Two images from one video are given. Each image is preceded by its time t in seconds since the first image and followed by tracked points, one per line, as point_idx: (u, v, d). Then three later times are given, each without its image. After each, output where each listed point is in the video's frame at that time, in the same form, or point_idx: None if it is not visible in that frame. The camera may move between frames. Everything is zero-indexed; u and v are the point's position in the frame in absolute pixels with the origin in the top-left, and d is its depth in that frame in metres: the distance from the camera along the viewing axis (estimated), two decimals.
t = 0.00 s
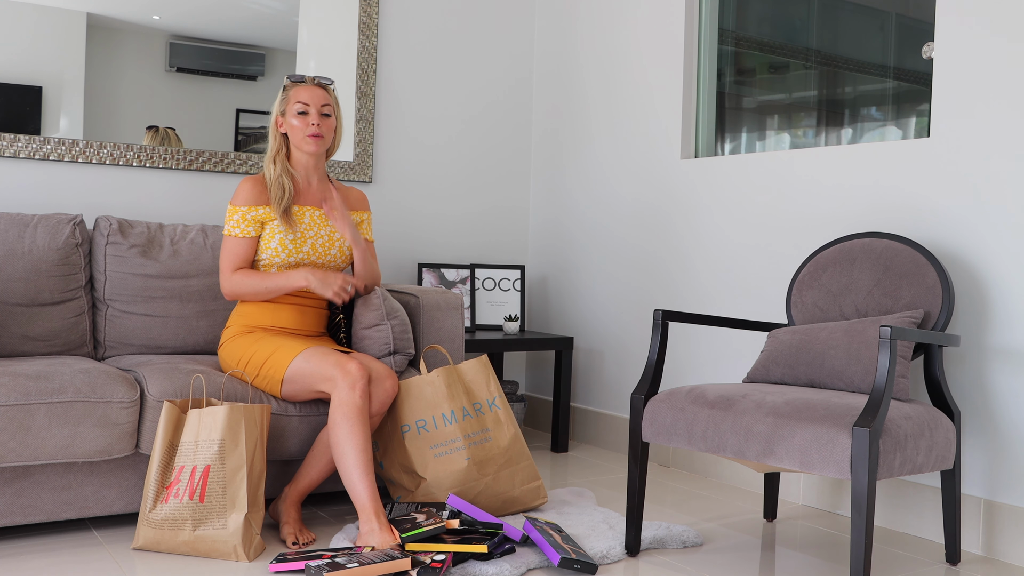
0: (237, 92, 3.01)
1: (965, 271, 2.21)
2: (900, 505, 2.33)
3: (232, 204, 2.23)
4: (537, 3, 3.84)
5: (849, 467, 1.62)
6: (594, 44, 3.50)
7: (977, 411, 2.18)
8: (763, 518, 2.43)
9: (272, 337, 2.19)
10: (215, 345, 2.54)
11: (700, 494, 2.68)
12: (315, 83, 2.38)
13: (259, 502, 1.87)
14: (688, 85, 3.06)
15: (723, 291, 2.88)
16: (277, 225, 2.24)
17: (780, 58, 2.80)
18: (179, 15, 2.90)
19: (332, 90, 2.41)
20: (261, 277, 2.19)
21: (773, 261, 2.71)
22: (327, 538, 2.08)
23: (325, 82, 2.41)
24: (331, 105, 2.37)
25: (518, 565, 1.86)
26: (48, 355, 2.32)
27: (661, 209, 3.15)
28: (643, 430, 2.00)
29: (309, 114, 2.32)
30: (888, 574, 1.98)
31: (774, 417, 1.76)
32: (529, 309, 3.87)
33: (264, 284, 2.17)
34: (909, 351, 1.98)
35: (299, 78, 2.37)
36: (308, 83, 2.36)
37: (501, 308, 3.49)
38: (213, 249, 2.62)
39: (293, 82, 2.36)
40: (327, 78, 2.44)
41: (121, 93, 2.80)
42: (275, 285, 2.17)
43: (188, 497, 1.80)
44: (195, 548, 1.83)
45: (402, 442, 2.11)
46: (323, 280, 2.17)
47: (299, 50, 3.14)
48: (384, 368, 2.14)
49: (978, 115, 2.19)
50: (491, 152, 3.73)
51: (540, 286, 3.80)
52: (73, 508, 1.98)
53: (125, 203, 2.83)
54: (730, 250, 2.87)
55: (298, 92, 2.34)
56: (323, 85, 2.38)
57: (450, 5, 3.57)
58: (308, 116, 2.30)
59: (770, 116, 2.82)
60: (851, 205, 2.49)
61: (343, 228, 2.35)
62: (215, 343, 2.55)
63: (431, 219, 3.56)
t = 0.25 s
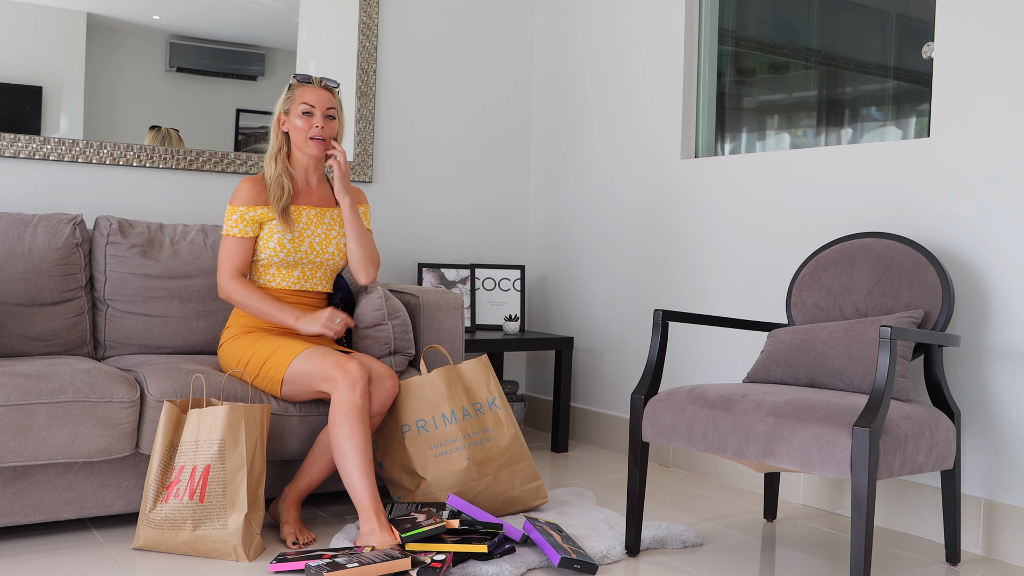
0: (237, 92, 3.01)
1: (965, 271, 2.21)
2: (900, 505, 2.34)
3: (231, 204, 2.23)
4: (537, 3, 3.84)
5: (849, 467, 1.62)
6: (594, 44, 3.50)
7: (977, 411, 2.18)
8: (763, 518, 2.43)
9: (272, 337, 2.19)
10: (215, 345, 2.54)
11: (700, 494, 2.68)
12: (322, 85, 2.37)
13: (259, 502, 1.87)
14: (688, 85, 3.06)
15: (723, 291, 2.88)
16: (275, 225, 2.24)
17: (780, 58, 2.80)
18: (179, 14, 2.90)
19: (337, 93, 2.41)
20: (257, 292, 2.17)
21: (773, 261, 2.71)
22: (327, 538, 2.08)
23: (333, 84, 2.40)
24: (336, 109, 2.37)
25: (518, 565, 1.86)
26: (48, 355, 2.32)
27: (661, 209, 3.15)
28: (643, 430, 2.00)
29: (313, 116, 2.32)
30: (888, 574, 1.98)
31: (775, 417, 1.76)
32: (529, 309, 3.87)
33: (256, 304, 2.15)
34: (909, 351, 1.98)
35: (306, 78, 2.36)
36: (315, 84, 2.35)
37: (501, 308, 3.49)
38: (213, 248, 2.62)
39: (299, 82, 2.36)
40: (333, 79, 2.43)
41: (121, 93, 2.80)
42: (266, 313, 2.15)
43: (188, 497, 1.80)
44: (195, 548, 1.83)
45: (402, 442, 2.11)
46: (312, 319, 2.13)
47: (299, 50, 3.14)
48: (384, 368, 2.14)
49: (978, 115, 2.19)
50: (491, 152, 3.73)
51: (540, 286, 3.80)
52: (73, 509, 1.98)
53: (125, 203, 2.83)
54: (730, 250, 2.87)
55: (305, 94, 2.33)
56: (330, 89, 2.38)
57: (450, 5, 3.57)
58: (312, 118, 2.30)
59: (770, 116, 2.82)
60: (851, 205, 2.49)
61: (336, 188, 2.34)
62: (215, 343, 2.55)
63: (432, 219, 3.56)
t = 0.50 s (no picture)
0: (237, 92, 3.01)
1: (965, 271, 2.21)
2: (900, 504, 2.34)
3: (229, 204, 2.25)
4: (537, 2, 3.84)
5: (849, 466, 1.62)
6: (594, 44, 3.50)
7: (977, 411, 2.18)
8: (763, 518, 2.43)
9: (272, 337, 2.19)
10: (215, 345, 2.54)
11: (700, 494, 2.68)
12: (321, 85, 2.36)
13: (259, 502, 1.87)
14: (688, 85, 3.06)
15: (723, 291, 2.88)
16: (273, 225, 2.25)
17: (780, 58, 2.80)
18: (179, 14, 2.90)
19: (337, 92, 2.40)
20: (256, 296, 2.19)
21: (773, 261, 2.71)
22: (327, 538, 2.08)
23: (333, 84, 2.39)
24: (334, 109, 2.37)
25: (518, 565, 1.86)
26: (48, 355, 2.32)
27: (661, 208, 3.15)
28: (643, 430, 2.00)
29: (311, 116, 2.32)
30: (888, 574, 1.98)
31: (775, 417, 1.76)
32: (529, 309, 3.87)
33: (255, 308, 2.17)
34: (909, 351, 1.98)
35: (306, 78, 2.35)
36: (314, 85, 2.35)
37: (501, 308, 3.49)
38: (213, 248, 2.62)
39: (299, 81, 2.35)
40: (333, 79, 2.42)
41: (121, 93, 2.80)
42: (262, 320, 2.17)
43: (188, 497, 1.80)
44: (195, 548, 1.83)
45: (402, 442, 2.11)
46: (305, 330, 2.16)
47: (299, 50, 3.14)
48: (384, 368, 2.14)
49: (978, 115, 2.19)
50: (491, 152, 3.73)
51: (540, 286, 3.80)
52: (73, 508, 1.98)
53: (125, 203, 2.83)
54: (730, 250, 2.87)
55: (303, 94, 2.32)
56: (330, 89, 2.37)
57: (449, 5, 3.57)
58: (310, 118, 2.30)
59: (770, 117, 2.82)
60: (851, 206, 2.49)
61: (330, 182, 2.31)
62: (215, 343, 2.55)
63: (432, 219, 3.56)
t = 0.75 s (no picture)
0: (237, 92, 3.01)
1: (965, 271, 2.21)
2: (900, 504, 2.34)
3: (229, 205, 2.25)
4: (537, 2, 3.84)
5: (849, 466, 1.62)
6: (594, 44, 3.50)
7: (977, 410, 2.18)
8: (763, 518, 2.43)
9: (272, 337, 2.19)
10: (215, 345, 2.54)
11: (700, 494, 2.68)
12: (315, 85, 2.35)
13: (259, 502, 1.87)
14: (688, 85, 3.06)
15: (722, 291, 2.88)
16: (272, 225, 2.25)
17: (780, 58, 2.80)
18: (179, 14, 2.90)
19: (332, 91, 2.38)
20: (256, 296, 2.19)
21: (773, 261, 2.71)
22: (327, 538, 2.08)
23: (328, 83, 2.37)
24: (329, 108, 2.35)
25: (519, 565, 1.86)
26: (48, 356, 2.32)
27: (661, 208, 3.15)
28: (643, 430, 2.00)
29: (305, 116, 2.31)
30: (888, 574, 1.98)
31: (775, 417, 1.76)
32: (529, 309, 3.87)
33: (255, 308, 2.17)
34: (909, 351, 1.98)
35: (299, 78, 2.32)
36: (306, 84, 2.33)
37: (501, 308, 3.49)
38: (213, 248, 2.62)
39: (293, 81, 2.33)
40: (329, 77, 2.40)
41: (121, 93, 2.80)
42: (261, 319, 2.17)
43: (188, 497, 1.80)
44: (195, 548, 1.83)
45: (402, 442, 2.11)
46: (305, 329, 2.16)
47: (299, 50, 3.14)
48: (384, 368, 2.13)
49: (978, 115, 2.19)
50: (491, 152, 3.73)
51: (540, 286, 3.80)
52: (73, 509, 1.98)
53: (125, 203, 2.83)
54: (729, 249, 2.87)
55: (296, 94, 2.31)
56: (324, 88, 2.36)
57: (449, 5, 3.57)
58: (303, 119, 2.29)
59: (770, 117, 2.82)
60: (851, 206, 2.49)
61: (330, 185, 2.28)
62: (215, 343, 2.55)
63: (432, 219, 3.56)
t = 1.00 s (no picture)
0: (237, 92, 3.01)
1: (965, 271, 2.21)
2: (900, 504, 2.33)
3: (229, 204, 2.26)
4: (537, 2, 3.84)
5: (849, 466, 1.62)
6: (595, 44, 3.50)
7: (977, 410, 2.18)
8: (763, 518, 2.43)
9: (272, 337, 2.19)
10: (215, 345, 2.54)
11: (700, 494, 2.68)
12: (314, 87, 2.34)
13: (259, 501, 1.87)
14: (688, 85, 3.06)
15: (722, 291, 2.88)
16: (273, 225, 2.26)
17: (780, 58, 2.80)
18: (179, 14, 2.90)
19: (331, 93, 2.38)
20: (256, 296, 2.19)
21: (773, 261, 2.71)
22: (327, 538, 2.08)
23: (327, 84, 2.37)
24: (328, 111, 2.35)
25: (519, 565, 1.86)
26: (48, 355, 2.32)
27: (661, 208, 3.15)
28: (643, 430, 2.00)
29: (305, 120, 2.31)
30: (888, 574, 1.98)
31: (775, 417, 1.76)
32: (529, 309, 3.87)
33: (256, 308, 2.17)
34: (909, 351, 1.98)
35: (299, 80, 2.33)
36: (305, 87, 2.33)
37: (501, 308, 3.49)
38: (213, 248, 2.62)
39: (291, 83, 2.33)
40: (328, 78, 2.40)
41: (121, 93, 2.80)
42: (262, 319, 2.17)
43: (188, 497, 1.80)
44: (195, 548, 1.83)
45: (402, 442, 2.11)
46: (305, 329, 2.16)
47: (299, 50, 3.14)
48: (384, 368, 2.13)
49: (978, 115, 2.19)
50: (491, 152, 3.73)
51: (540, 286, 3.80)
52: (73, 509, 1.98)
53: (125, 203, 2.83)
54: (730, 249, 2.87)
55: (296, 97, 2.31)
56: (323, 90, 2.36)
57: (449, 5, 3.57)
58: (303, 125, 2.29)
59: (770, 116, 2.82)
60: (851, 206, 2.49)
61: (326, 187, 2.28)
62: (215, 343, 2.55)
63: (432, 219, 3.56)
